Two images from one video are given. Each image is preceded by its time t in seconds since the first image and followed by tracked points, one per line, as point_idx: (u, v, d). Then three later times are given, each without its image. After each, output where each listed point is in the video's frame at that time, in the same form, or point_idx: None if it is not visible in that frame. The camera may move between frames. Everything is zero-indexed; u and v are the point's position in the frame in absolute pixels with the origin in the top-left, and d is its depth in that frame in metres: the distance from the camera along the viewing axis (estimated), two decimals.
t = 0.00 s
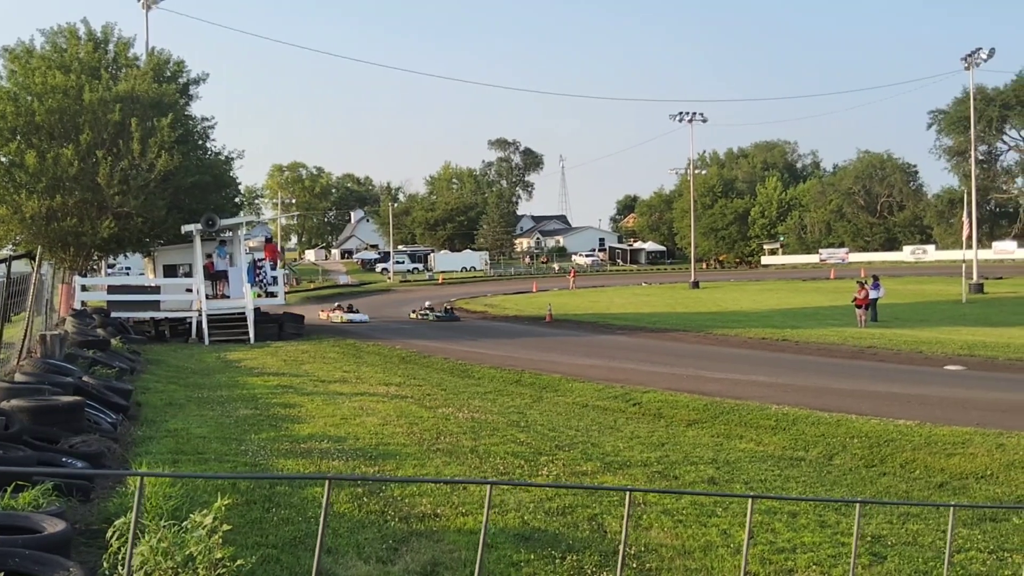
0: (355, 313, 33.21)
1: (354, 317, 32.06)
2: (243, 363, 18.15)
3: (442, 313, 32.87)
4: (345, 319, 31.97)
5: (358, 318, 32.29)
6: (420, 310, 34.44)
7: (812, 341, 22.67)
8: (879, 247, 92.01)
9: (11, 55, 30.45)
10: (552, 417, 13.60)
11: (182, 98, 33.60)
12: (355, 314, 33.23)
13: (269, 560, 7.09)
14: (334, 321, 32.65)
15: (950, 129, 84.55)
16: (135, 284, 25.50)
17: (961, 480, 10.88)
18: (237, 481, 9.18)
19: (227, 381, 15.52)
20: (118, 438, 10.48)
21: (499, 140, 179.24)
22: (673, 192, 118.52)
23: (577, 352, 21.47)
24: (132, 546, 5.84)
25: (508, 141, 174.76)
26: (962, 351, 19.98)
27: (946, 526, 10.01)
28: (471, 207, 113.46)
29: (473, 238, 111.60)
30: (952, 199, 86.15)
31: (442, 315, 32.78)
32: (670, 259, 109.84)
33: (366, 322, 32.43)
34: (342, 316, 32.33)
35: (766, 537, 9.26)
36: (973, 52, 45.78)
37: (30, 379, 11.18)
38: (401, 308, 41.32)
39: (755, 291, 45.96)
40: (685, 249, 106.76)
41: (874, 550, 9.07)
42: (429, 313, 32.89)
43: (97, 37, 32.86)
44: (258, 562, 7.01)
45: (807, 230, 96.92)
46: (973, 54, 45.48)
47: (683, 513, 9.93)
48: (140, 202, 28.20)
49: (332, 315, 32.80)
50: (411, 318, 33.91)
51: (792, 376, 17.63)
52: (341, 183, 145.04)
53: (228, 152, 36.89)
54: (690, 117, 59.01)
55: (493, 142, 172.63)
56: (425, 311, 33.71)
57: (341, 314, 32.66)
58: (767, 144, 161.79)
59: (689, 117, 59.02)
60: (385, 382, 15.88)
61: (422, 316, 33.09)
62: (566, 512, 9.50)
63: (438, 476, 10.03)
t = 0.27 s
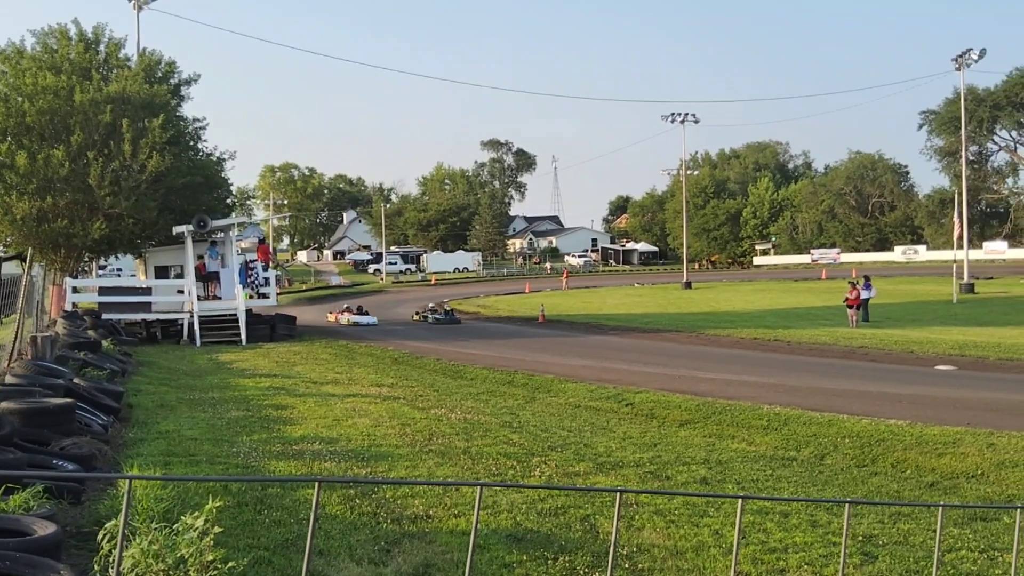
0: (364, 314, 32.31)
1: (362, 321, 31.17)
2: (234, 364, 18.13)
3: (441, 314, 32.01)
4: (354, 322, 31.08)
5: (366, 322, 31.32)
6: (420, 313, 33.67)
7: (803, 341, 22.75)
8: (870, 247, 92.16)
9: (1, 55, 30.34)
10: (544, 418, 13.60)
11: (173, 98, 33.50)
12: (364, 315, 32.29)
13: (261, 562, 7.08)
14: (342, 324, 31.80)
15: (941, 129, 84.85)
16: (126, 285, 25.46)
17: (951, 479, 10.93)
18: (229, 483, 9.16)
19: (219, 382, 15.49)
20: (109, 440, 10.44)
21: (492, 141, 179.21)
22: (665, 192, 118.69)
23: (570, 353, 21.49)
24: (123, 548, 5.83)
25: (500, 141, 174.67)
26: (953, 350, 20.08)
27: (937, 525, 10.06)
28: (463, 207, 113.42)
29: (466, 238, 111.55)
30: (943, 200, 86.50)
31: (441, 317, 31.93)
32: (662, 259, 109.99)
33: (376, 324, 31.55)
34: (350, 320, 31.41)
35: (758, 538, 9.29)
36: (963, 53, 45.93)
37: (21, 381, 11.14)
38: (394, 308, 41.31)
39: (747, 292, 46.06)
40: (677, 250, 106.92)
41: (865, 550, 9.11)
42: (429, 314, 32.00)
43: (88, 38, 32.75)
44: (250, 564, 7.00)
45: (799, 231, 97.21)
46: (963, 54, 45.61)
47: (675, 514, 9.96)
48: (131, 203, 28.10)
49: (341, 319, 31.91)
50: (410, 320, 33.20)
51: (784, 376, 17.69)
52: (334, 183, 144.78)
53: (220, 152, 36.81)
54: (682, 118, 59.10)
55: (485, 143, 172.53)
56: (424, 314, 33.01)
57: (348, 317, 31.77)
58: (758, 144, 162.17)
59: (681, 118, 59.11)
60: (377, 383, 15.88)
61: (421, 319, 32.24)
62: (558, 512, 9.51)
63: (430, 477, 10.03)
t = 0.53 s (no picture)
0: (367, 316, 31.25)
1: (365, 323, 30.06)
2: (226, 365, 18.07)
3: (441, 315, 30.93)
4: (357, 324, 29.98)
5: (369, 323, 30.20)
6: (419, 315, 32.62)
7: (795, 341, 22.83)
8: (861, 247, 92.28)
9: None
10: (536, 418, 13.59)
11: (164, 98, 33.39)
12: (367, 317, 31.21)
13: (252, 563, 7.07)
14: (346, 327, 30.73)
15: (931, 129, 85.26)
16: (117, 285, 25.34)
17: (942, 478, 10.98)
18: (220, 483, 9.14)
19: (210, 382, 15.45)
20: (99, 440, 10.40)
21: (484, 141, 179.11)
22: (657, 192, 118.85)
23: (562, 353, 21.49)
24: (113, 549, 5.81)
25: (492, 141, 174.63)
26: (943, 350, 20.18)
27: (928, 525, 10.10)
28: (456, 208, 113.33)
29: (458, 238, 111.47)
30: (933, 200, 87.07)
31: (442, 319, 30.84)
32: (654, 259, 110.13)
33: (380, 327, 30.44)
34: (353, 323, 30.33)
35: (749, 537, 9.33)
36: (953, 54, 46.19)
37: (11, 382, 11.08)
38: (386, 309, 41.24)
39: (738, 291, 46.15)
40: (669, 250, 107.07)
41: (856, 549, 9.15)
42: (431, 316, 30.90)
43: (79, 37, 32.61)
44: (241, 565, 6.99)
45: (790, 231, 97.51)
46: (953, 55, 45.85)
47: (666, 513, 9.99)
48: (122, 203, 27.97)
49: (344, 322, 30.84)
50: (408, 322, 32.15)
51: (776, 375, 17.74)
52: (325, 183, 144.47)
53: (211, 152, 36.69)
54: (673, 118, 59.20)
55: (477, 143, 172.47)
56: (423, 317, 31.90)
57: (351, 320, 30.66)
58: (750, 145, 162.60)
59: (673, 118, 59.21)
60: (369, 383, 15.86)
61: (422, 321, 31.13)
62: (550, 512, 9.52)
63: (422, 477, 10.03)
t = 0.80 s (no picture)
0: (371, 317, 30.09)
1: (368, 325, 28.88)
2: (217, 364, 18.01)
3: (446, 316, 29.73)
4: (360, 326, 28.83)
5: (373, 325, 29.03)
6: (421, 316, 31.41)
7: (787, 339, 22.88)
8: (852, 247, 92.56)
9: None
10: (529, 417, 13.58)
11: (155, 96, 33.24)
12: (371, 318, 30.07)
13: (244, 562, 7.05)
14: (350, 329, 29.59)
15: (922, 129, 85.60)
16: (107, 284, 25.29)
17: (932, 477, 11.03)
18: (211, 483, 9.11)
19: (201, 382, 15.40)
20: (90, 440, 10.35)
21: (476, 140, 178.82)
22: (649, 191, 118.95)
23: (555, 352, 21.49)
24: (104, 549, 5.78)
25: (484, 140, 174.46)
26: (934, 349, 20.25)
27: (919, 523, 10.14)
28: (448, 207, 113.25)
29: (450, 237, 111.39)
30: (924, 200, 87.53)
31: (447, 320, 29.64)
32: (646, 258, 110.30)
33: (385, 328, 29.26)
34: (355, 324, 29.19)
35: (741, 535, 9.37)
36: (944, 54, 46.34)
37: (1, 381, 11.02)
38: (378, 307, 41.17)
39: (730, 290, 46.26)
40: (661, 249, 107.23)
41: (847, 547, 9.18)
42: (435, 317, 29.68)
43: (69, 35, 32.44)
44: (232, 565, 6.96)
45: (782, 230, 97.77)
46: (944, 55, 45.99)
47: (659, 512, 10.02)
48: (113, 202, 27.85)
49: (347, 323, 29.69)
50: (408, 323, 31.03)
51: (768, 374, 17.78)
52: (317, 181, 144.12)
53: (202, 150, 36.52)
54: (666, 118, 59.25)
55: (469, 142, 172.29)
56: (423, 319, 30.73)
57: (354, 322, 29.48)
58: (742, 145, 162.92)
59: (665, 117, 59.26)
60: (361, 382, 15.84)
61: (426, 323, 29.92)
62: (542, 511, 9.52)
63: (415, 476, 10.03)
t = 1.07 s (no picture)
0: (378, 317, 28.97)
1: (370, 326, 27.73)
2: (208, 364, 17.94)
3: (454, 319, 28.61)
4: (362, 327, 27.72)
5: (377, 327, 27.89)
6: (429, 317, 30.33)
7: (778, 339, 22.94)
8: (843, 247, 92.40)
9: None
10: (520, 417, 13.57)
11: (146, 95, 33.10)
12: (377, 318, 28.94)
13: (235, 563, 7.02)
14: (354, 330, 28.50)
15: (912, 130, 85.97)
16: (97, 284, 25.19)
17: (923, 476, 11.07)
18: (202, 482, 9.08)
19: (192, 381, 15.33)
20: (80, 440, 10.29)
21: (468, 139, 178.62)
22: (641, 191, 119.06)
23: (547, 352, 21.48)
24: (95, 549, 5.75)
25: (476, 140, 174.31)
26: (925, 349, 20.32)
27: (910, 522, 10.18)
28: (439, 206, 113.12)
29: (441, 237, 111.28)
30: (914, 200, 88.01)
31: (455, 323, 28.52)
32: (638, 258, 110.44)
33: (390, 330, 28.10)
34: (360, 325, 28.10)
35: (733, 535, 9.39)
36: (935, 55, 46.51)
37: None
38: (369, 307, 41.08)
39: (722, 290, 46.33)
40: (652, 249, 107.36)
41: (838, 546, 9.22)
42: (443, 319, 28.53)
43: (59, 34, 32.29)
44: (223, 565, 6.93)
45: (773, 230, 98.00)
46: (935, 55, 46.16)
47: (650, 511, 10.04)
48: (103, 201, 27.73)
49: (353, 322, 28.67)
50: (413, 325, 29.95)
51: (760, 374, 17.82)
52: (308, 181, 143.75)
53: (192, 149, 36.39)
54: (658, 118, 59.31)
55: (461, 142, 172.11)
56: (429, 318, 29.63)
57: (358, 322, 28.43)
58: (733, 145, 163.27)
59: (657, 118, 59.32)
60: (353, 382, 15.81)
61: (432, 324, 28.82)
62: (534, 511, 9.53)
63: (406, 476, 10.02)
